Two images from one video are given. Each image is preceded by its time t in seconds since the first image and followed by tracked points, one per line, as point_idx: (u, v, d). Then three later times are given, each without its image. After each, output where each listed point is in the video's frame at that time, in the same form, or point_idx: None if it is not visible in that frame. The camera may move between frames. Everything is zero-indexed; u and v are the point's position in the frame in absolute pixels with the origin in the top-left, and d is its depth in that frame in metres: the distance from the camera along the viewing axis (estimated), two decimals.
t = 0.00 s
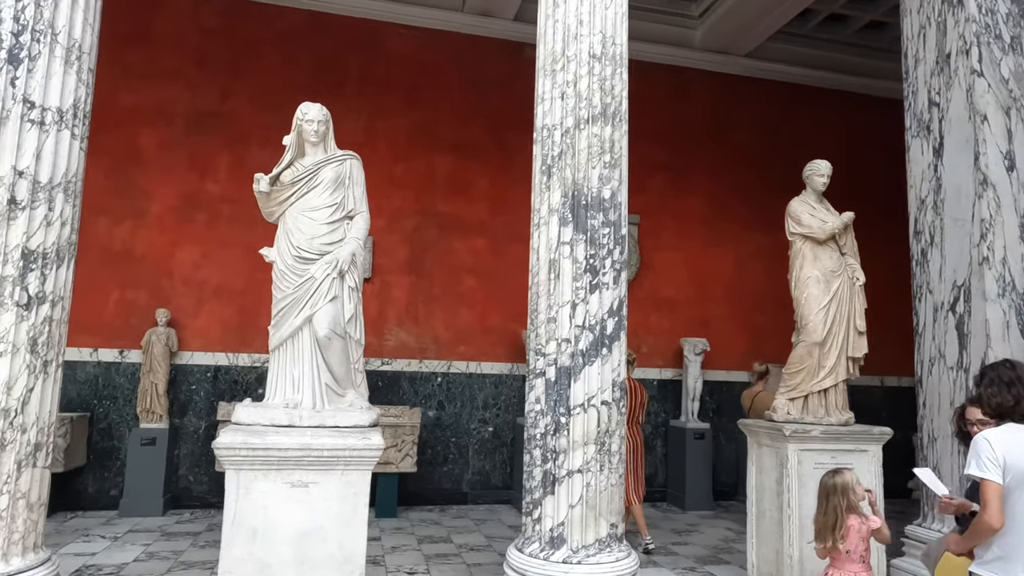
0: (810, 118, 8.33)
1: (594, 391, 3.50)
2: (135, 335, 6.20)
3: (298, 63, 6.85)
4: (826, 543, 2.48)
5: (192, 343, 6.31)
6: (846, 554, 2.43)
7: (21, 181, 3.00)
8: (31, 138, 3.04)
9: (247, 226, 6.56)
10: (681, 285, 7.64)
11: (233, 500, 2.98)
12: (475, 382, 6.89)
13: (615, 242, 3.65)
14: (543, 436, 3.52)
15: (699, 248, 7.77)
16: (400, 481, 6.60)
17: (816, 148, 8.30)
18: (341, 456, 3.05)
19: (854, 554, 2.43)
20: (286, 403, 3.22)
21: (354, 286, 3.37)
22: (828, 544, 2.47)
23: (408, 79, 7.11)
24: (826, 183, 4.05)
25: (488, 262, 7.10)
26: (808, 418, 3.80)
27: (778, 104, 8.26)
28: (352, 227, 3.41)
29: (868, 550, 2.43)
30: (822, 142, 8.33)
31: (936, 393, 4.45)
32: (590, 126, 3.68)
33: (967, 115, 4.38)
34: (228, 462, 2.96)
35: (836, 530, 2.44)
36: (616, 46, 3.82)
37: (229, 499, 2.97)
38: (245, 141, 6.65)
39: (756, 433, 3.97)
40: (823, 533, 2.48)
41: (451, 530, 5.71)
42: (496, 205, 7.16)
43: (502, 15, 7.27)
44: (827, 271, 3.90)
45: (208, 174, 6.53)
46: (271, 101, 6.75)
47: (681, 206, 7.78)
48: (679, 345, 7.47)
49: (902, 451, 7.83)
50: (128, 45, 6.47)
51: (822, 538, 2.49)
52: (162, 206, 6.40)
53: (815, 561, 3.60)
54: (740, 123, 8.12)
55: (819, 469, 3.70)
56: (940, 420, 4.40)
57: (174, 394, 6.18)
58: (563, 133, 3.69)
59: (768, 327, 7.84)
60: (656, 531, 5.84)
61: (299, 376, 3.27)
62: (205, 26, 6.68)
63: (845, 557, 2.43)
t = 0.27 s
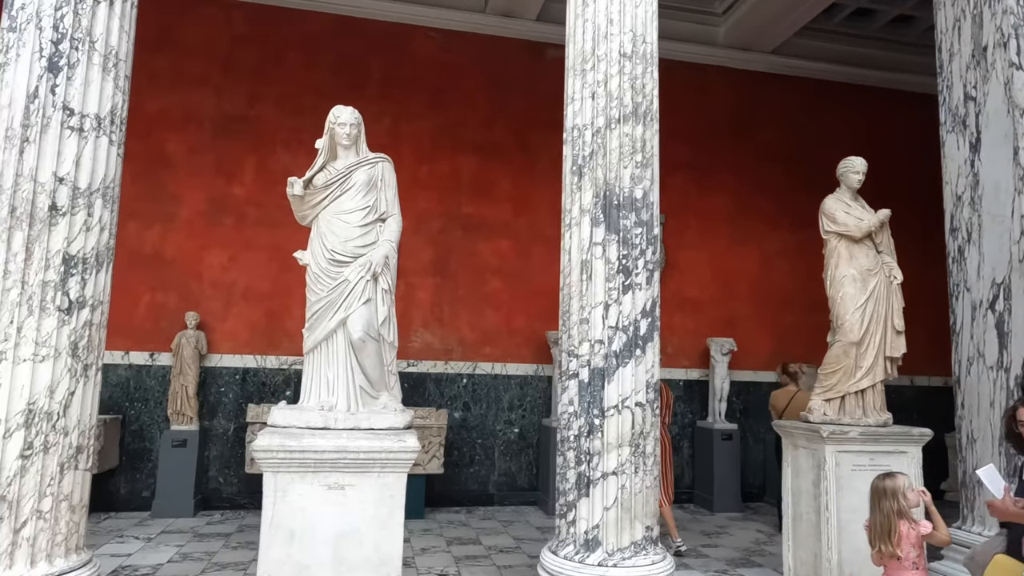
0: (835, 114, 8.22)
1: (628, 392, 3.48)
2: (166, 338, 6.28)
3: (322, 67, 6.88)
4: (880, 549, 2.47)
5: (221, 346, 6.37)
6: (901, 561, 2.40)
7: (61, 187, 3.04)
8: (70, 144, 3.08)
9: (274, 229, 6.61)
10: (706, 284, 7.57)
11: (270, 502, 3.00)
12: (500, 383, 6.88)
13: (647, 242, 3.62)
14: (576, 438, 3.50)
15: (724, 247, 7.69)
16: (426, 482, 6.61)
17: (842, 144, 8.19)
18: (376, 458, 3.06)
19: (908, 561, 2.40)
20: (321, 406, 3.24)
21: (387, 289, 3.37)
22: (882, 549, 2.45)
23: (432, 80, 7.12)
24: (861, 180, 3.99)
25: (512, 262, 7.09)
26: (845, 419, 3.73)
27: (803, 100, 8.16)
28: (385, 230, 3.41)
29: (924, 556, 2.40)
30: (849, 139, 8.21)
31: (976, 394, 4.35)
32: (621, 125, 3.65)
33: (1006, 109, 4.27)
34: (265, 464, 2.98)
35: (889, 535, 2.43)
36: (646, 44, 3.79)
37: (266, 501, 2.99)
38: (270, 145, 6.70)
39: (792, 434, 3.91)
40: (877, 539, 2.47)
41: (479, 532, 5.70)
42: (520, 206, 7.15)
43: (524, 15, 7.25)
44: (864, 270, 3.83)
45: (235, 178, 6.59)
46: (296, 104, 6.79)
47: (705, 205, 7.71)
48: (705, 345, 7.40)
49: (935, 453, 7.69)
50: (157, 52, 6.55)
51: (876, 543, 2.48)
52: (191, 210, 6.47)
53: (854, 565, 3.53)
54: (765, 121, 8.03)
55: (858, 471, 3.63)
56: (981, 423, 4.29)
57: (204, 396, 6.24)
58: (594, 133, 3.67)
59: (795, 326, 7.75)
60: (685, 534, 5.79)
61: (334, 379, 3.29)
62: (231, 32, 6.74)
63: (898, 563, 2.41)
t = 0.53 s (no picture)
0: (885, 105, 7.98)
1: (682, 392, 3.41)
2: (216, 340, 6.40)
3: (363, 70, 6.95)
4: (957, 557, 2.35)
5: (268, 348, 6.47)
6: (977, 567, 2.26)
7: (122, 193, 3.11)
8: (130, 151, 3.15)
9: (318, 232, 6.69)
10: (752, 282, 7.42)
11: (327, 502, 3.02)
12: (544, 383, 6.84)
13: (700, 239, 3.55)
14: (629, 438, 3.45)
15: (769, 244, 7.52)
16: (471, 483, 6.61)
17: (892, 136, 7.94)
18: (431, 459, 3.05)
19: (987, 569, 2.25)
20: (374, 406, 3.25)
21: (438, 289, 3.37)
22: (955, 556, 2.34)
23: (471, 81, 7.13)
24: (922, 171, 3.85)
25: (554, 262, 7.05)
26: (909, 420, 3.60)
27: (851, 92, 7.94)
28: (435, 230, 3.41)
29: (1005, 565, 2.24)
30: (900, 130, 7.96)
31: None
32: (671, 120, 3.59)
33: None
34: (322, 464, 3.00)
35: (962, 539, 2.33)
36: (695, 37, 3.72)
37: (323, 501, 3.01)
38: (314, 149, 6.78)
39: (852, 435, 3.79)
40: (951, 546, 2.36)
41: (526, 533, 5.67)
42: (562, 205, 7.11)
43: (563, 13, 7.21)
44: (926, 264, 3.69)
45: (280, 182, 6.69)
46: (339, 108, 6.86)
47: (750, 201, 7.56)
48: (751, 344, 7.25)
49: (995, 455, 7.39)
50: (204, 60, 6.69)
51: (951, 551, 2.37)
52: (238, 214, 6.59)
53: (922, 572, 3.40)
54: (811, 114, 7.83)
55: (924, 474, 3.50)
56: None
57: (253, 397, 6.34)
58: (643, 128, 3.61)
59: (845, 324, 7.53)
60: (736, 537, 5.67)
61: (386, 379, 3.30)
62: (275, 38, 6.85)
63: (974, 569, 2.27)
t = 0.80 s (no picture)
0: (943, 94, 7.67)
1: (744, 392, 3.30)
2: (266, 340, 6.49)
3: (407, 71, 6.97)
4: None
5: (317, 348, 6.53)
6: None
7: (181, 196, 3.15)
8: (189, 153, 3.19)
9: (364, 233, 6.73)
10: (805, 278, 7.19)
11: (384, 503, 3.00)
12: (591, 383, 6.75)
13: (760, 234, 3.43)
14: (689, 440, 3.36)
15: (822, 239, 7.29)
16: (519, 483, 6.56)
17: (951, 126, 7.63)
18: (487, 460, 3.01)
19: None
20: (429, 406, 3.23)
21: (492, 288, 3.33)
22: None
23: (514, 79, 7.08)
24: (997, 159, 3.65)
25: (600, 260, 6.96)
26: (986, 421, 3.42)
27: (907, 81, 7.65)
28: (488, 228, 3.37)
29: None
30: (960, 120, 7.65)
31: None
32: (729, 112, 3.48)
33: None
34: (379, 464, 2.98)
35: None
36: (753, 25, 3.60)
37: (380, 501, 2.99)
38: (359, 150, 6.83)
39: (923, 437, 3.62)
40: None
41: (576, 535, 5.60)
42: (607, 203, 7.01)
43: (607, 8, 7.11)
44: (1003, 257, 3.51)
45: (326, 184, 6.75)
46: (383, 110, 6.90)
47: (801, 196, 7.34)
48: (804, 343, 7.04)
49: None
50: (252, 65, 6.80)
51: None
52: (286, 217, 6.67)
53: None
54: (864, 105, 7.57)
55: (1004, 478, 3.32)
56: None
57: (302, 396, 6.41)
58: (700, 121, 3.51)
59: (903, 322, 7.25)
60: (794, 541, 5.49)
61: (441, 379, 3.27)
62: (320, 42, 6.91)
63: None
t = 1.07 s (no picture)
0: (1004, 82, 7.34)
1: (808, 395, 3.17)
2: (312, 343, 6.55)
3: (449, 73, 6.96)
4: None
5: (363, 350, 6.57)
6: None
7: (236, 201, 3.17)
8: (243, 158, 3.20)
9: (408, 235, 6.74)
10: (859, 276, 6.95)
11: (440, 507, 2.96)
12: (637, 385, 6.64)
13: (824, 230, 3.30)
14: (750, 445, 3.24)
15: (876, 236, 7.04)
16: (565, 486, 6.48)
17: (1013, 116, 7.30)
18: (544, 465, 2.95)
19: None
20: (483, 410, 3.19)
21: (545, 289, 3.27)
22: None
23: (556, 78, 7.02)
24: None
25: (646, 260, 6.84)
26: None
27: (965, 69, 7.34)
28: (540, 228, 3.31)
29: None
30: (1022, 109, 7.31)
31: None
32: (789, 104, 3.35)
33: None
34: (435, 469, 2.95)
35: None
36: (813, 14, 3.47)
37: (436, 506, 2.96)
38: (402, 153, 6.84)
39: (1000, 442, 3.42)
40: None
41: (626, 540, 5.50)
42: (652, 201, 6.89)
43: (650, 3, 6.99)
44: None
45: (370, 187, 6.78)
46: (425, 112, 6.90)
47: (853, 191, 7.10)
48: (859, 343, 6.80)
49: None
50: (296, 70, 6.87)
51: None
52: (331, 220, 6.72)
53: None
54: (920, 95, 7.29)
55: None
56: None
57: (349, 398, 6.45)
58: (758, 114, 3.39)
59: (964, 320, 6.95)
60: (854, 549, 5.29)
61: (494, 383, 3.23)
62: (363, 46, 6.95)
63: None
